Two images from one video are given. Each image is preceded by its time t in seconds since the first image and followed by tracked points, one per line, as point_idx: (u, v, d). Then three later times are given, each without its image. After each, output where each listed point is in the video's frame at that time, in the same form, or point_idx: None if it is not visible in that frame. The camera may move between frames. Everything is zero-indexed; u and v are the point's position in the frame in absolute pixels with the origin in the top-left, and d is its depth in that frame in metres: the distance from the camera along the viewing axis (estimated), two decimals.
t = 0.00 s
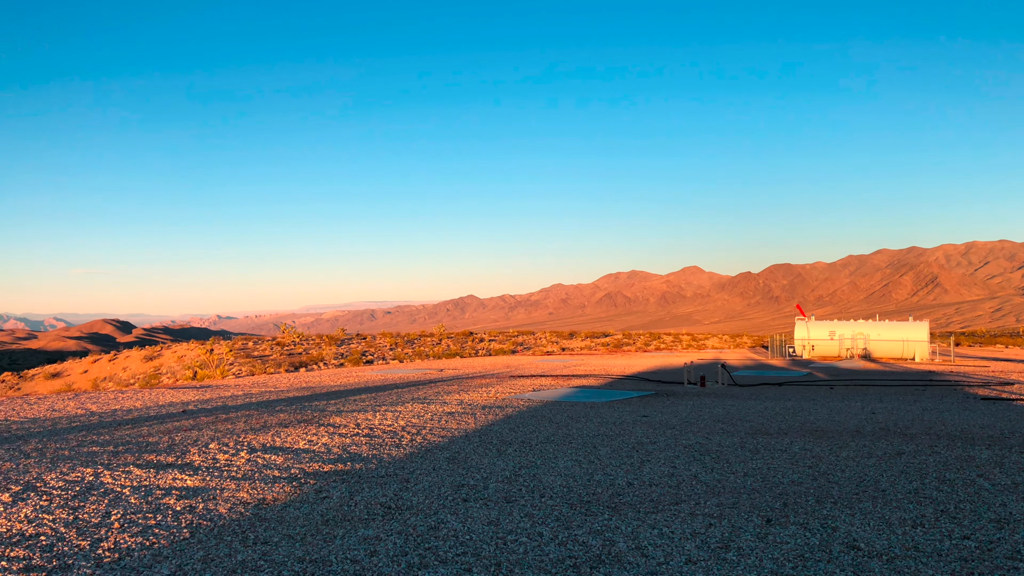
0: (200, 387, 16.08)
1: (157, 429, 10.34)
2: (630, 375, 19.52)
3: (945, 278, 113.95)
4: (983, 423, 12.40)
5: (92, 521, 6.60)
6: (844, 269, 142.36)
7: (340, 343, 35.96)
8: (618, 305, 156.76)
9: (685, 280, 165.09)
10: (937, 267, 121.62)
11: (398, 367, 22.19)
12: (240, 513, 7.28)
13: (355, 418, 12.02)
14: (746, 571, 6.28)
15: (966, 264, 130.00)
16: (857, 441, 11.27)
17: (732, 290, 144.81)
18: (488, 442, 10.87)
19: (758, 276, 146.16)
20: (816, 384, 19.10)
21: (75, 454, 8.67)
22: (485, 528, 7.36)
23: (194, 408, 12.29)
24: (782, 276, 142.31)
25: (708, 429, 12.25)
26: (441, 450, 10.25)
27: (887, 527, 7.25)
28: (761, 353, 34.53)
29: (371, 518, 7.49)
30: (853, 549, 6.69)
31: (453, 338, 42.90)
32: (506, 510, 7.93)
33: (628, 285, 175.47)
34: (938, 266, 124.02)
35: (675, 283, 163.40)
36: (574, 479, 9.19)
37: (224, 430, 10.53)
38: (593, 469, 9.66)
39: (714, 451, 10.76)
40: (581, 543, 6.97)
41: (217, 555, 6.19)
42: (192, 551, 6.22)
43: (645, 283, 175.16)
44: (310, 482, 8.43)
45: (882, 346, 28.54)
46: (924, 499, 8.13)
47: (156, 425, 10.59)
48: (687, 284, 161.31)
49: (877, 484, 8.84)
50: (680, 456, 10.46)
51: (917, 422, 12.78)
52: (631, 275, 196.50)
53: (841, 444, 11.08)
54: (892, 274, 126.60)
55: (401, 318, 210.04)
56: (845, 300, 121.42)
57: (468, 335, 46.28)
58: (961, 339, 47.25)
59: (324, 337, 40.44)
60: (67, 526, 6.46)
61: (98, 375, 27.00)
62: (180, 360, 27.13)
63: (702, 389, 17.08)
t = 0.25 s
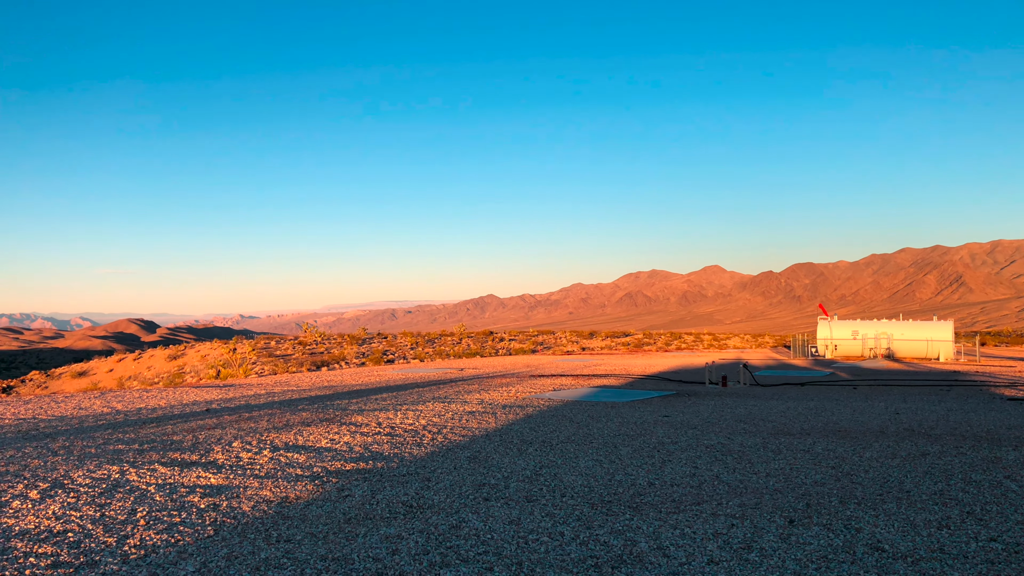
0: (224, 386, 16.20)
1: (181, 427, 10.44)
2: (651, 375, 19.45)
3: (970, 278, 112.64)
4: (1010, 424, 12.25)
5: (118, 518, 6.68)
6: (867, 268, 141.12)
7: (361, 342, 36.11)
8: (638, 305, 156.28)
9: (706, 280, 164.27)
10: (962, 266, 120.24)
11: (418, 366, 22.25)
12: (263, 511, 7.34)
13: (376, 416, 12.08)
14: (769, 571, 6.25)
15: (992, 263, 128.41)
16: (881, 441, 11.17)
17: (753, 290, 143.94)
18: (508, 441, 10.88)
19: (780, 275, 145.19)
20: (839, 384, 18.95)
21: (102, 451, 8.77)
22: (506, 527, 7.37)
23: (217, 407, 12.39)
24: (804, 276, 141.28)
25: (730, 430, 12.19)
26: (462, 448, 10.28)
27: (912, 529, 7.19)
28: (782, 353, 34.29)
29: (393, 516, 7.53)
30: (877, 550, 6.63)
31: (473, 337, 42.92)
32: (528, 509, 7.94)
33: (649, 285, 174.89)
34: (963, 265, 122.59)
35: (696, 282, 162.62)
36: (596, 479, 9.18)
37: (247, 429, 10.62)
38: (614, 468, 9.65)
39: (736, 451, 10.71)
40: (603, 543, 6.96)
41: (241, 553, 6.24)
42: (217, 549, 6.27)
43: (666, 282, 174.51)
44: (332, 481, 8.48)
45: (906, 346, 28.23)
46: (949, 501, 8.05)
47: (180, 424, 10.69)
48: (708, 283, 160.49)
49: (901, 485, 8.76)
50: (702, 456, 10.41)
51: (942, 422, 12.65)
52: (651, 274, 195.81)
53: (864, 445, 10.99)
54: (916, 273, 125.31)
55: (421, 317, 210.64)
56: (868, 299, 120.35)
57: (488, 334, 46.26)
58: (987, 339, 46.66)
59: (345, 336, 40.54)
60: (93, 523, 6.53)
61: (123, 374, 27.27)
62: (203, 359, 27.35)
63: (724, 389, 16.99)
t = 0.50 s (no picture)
0: (246, 385, 16.31)
1: (204, 426, 10.52)
2: (672, 375, 19.37)
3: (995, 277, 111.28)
4: None
5: (143, 516, 6.75)
6: (891, 267, 139.78)
7: (382, 342, 36.24)
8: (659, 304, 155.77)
9: (727, 279, 163.48)
10: (988, 264, 118.78)
11: (438, 366, 22.29)
12: (286, 509, 7.39)
13: (397, 416, 12.12)
14: (791, 572, 6.22)
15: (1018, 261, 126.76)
16: (905, 442, 11.06)
17: (775, 289, 143.06)
18: (529, 441, 10.88)
19: (802, 275, 144.16)
20: (862, 384, 18.79)
21: (126, 450, 8.87)
22: (527, 527, 7.38)
23: (240, 406, 12.48)
24: (826, 275, 140.20)
25: (752, 430, 12.13)
26: (482, 448, 10.30)
27: (936, 530, 7.12)
28: (805, 353, 34.05)
29: (414, 515, 7.56)
30: (901, 552, 6.58)
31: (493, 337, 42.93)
32: (548, 509, 7.95)
33: (669, 285, 174.25)
34: (989, 264, 121.12)
35: (716, 281, 161.80)
36: (616, 479, 9.17)
37: (270, 427, 10.69)
38: (634, 469, 9.64)
39: (758, 451, 10.65)
40: (624, 543, 6.96)
41: (263, 551, 6.28)
42: (240, 546, 6.33)
43: (687, 282, 173.82)
44: (354, 479, 8.53)
45: (930, 346, 27.91)
46: (974, 502, 7.97)
47: (203, 422, 10.78)
48: (729, 283, 159.60)
49: (925, 486, 8.68)
50: (723, 456, 10.36)
51: (967, 423, 12.51)
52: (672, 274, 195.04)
53: (888, 445, 10.90)
54: (940, 272, 123.98)
55: (442, 317, 211.16)
56: (892, 299, 119.26)
57: (510, 334, 46.30)
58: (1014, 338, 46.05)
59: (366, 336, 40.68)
60: (119, 520, 6.61)
61: (148, 373, 27.53)
62: (226, 358, 27.56)
63: (745, 389, 16.90)
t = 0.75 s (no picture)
0: (268, 384, 16.41)
1: (226, 425, 10.60)
2: (693, 375, 19.30)
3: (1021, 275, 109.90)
4: None
5: (168, 514, 6.82)
6: (914, 266, 138.40)
7: (402, 341, 36.35)
8: (679, 304, 155.18)
9: (748, 278, 162.57)
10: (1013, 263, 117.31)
11: (459, 365, 22.33)
12: (308, 508, 7.43)
13: (418, 415, 12.15)
14: (814, 573, 6.17)
15: None
16: (930, 442, 10.95)
17: (797, 289, 142.09)
18: (549, 440, 10.87)
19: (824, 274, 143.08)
20: (885, 384, 18.61)
21: (151, 448, 8.95)
22: (548, 526, 7.38)
23: (262, 404, 12.57)
24: (849, 274, 139.05)
25: (773, 430, 12.05)
26: (503, 447, 10.31)
27: (962, 531, 7.04)
28: (827, 352, 33.82)
29: (436, 514, 7.57)
30: (926, 553, 6.51)
31: (514, 336, 42.95)
32: (569, 508, 7.94)
33: (690, 284, 173.54)
34: (1014, 262, 119.62)
35: (737, 280, 160.92)
36: (637, 479, 9.15)
37: (292, 426, 10.76)
38: (655, 469, 9.60)
39: (780, 451, 10.57)
40: (645, 543, 6.94)
41: (286, 549, 6.32)
42: (263, 544, 6.37)
43: (707, 281, 173.04)
44: (375, 478, 8.56)
45: (954, 346, 27.60)
46: (1000, 503, 7.87)
47: (226, 421, 10.86)
48: (750, 282, 158.68)
49: (950, 487, 8.59)
50: (745, 456, 10.30)
51: (992, 423, 12.35)
52: (693, 274, 194.19)
53: (912, 446, 10.79)
54: (964, 271, 122.59)
55: (462, 316, 211.51)
56: (915, 298, 118.12)
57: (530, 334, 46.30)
58: None
59: (386, 335, 40.82)
60: (144, 518, 6.68)
61: (171, 372, 27.78)
62: (249, 357, 27.76)
63: (767, 388, 16.80)
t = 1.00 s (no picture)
0: (291, 382, 16.52)
1: (250, 423, 10.68)
2: (715, 374, 19.21)
3: None
4: None
5: (193, 511, 6.88)
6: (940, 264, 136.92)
7: (423, 339, 36.46)
8: (701, 303, 154.50)
9: (770, 276, 161.56)
10: None
11: (480, 364, 22.37)
12: (331, 505, 7.47)
13: (439, 413, 12.19)
14: (839, 573, 6.13)
15: None
16: (956, 443, 10.82)
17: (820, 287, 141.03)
18: (571, 439, 10.85)
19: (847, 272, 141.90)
20: (910, 384, 18.42)
21: (176, 446, 9.04)
22: (570, 525, 7.37)
23: (285, 403, 12.65)
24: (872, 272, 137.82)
25: (797, 429, 11.98)
26: (524, 446, 10.31)
27: (989, 533, 6.96)
28: (850, 351, 33.55)
29: (458, 512, 7.59)
30: (952, 555, 6.44)
31: (535, 335, 42.97)
32: (591, 508, 7.92)
33: (712, 283, 172.71)
34: None
35: (759, 279, 159.92)
36: (659, 478, 9.12)
37: (314, 424, 10.82)
38: (677, 468, 9.57)
39: (803, 451, 10.50)
40: (667, 542, 6.92)
41: (309, 546, 6.36)
42: (287, 542, 6.42)
43: (729, 280, 172.12)
44: (397, 476, 8.60)
45: (980, 344, 27.28)
46: None
47: (249, 419, 10.95)
48: (772, 280, 157.63)
49: (977, 487, 8.49)
50: (768, 456, 10.24)
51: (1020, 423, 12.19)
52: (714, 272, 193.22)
53: (938, 446, 10.67)
54: (991, 269, 121.14)
55: (482, 315, 211.76)
56: (940, 296, 116.86)
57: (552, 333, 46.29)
58: None
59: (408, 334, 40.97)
60: (170, 515, 6.74)
61: (196, 371, 28.03)
62: (272, 356, 27.95)
63: (790, 388, 16.69)
